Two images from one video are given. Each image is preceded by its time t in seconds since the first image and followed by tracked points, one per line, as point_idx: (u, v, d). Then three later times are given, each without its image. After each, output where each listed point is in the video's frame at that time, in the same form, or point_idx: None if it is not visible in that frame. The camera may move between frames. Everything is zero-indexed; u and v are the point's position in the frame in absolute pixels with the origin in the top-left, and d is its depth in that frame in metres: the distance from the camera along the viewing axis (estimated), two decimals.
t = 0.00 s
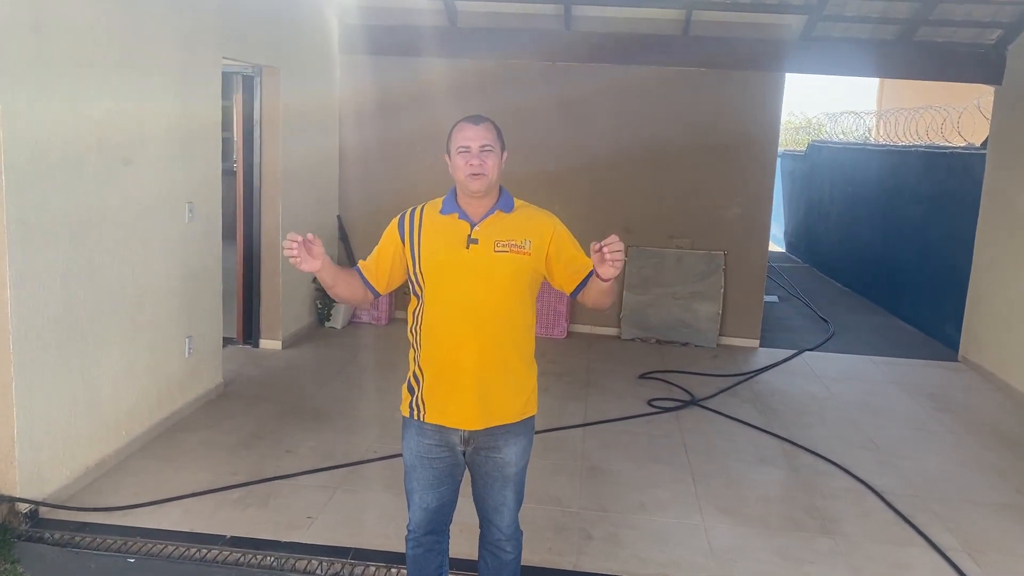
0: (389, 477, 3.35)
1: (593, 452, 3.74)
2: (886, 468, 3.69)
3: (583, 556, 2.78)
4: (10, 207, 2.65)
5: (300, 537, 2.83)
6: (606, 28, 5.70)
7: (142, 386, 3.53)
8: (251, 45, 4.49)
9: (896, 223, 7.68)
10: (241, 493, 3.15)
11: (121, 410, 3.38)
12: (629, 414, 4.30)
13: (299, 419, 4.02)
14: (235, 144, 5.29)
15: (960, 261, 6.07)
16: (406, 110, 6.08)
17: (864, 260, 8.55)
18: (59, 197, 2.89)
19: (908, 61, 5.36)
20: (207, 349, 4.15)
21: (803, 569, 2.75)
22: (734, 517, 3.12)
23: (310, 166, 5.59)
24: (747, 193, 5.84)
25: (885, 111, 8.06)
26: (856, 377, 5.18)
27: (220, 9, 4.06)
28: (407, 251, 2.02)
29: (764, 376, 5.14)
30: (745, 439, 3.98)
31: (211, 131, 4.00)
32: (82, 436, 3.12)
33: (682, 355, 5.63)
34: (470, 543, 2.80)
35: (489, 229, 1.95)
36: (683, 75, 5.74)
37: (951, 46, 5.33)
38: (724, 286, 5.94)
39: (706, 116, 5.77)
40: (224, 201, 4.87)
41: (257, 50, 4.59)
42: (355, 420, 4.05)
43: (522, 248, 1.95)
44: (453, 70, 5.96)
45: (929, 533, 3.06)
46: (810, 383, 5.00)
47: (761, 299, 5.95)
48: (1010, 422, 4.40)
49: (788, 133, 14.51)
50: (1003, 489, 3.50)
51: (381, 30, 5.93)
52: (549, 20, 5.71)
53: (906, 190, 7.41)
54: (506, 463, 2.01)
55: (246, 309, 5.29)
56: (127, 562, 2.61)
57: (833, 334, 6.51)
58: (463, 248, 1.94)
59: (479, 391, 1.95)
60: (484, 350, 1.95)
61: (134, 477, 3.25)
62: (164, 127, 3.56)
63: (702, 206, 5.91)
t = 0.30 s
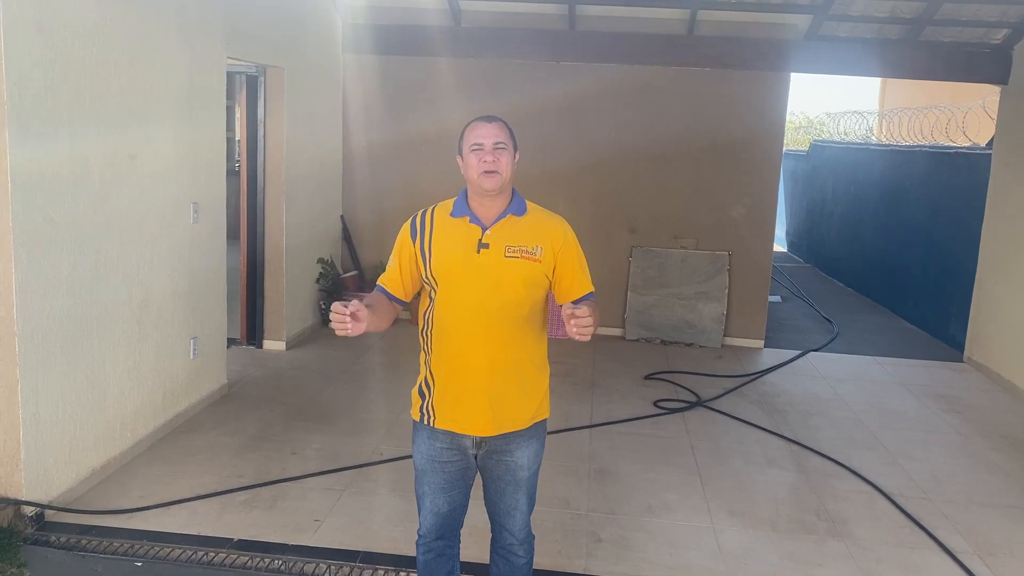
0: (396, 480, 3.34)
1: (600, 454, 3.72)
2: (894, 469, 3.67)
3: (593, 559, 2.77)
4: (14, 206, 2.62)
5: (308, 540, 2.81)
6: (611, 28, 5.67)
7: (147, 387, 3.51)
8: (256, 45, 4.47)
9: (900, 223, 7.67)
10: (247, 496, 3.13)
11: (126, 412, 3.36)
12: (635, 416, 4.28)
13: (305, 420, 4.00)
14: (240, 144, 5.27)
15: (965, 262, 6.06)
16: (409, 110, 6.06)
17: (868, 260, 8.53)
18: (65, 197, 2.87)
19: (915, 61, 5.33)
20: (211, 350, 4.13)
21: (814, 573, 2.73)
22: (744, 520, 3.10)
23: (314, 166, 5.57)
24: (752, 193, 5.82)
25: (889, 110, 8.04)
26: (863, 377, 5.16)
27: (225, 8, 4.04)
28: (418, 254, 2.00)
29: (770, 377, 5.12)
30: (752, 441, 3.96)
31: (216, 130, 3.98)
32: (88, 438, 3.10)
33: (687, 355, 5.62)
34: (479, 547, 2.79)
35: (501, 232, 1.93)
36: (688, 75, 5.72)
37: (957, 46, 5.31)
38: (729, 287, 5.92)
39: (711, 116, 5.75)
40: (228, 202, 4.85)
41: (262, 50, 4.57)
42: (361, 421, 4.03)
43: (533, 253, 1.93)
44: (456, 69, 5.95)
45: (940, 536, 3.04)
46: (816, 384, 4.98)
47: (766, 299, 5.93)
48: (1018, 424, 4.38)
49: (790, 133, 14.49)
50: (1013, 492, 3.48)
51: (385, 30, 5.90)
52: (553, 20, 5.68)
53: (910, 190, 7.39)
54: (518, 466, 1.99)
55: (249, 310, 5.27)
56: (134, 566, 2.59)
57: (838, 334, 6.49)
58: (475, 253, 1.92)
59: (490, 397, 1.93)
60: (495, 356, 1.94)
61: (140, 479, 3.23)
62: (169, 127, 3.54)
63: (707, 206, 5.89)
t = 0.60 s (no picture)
0: (401, 481, 3.32)
1: (605, 455, 3.71)
2: (899, 470, 3.67)
3: (600, 561, 2.75)
4: (18, 205, 2.61)
5: (314, 542, 2.79)
6: (613, 26, 5.65)
7: (150, 387, 3.50)
8: (257, 43, 4.44)
9: (901, 222, 7.66)
10: (252, 497, 3.12)
11: (130, 412, 3.34)
12: (638, 416, 4.27)
13: (308, 421, 3.98)
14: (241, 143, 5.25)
15: (967, 261, 6.05)
16: (411, 108, 6.04)
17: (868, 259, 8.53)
18: (68, 197, 2.85)
19: (917, 60, 5.32)
20: (214, 350, 4.11)
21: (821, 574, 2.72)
22: (751, 521, 3.09)
23: (315, 165, 5.55)
24: (755, 193, 5.81)
25: (890, 109, 8.03)
26: (866, 377, 5.15)
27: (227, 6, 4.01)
28: (428, 256, 1.97)
29: (773, 377, 5.11)
30: (757, 441, 3.95)
31: (218, 129, 3.96)
32: (91, 439, 3.08)
33: (690, 355, 5.61)
34: (486, 549, 2.77)
35: (511, 235, 1.91)
36: (691, 74, 5.71)
37: (960, 45, 5.29)
38: (731, 286, 5.91)
39: (713, 115, 5.74)
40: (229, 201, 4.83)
41: (264, 48, 4.54)
42: (364, 422, 4.02)
43: (544, 256, 1.91)
44: (457, 68, 5.93)
45: (946, 537, 3.03)
46: (820, 384, 4.97)
47: (768, 299, 5.93)
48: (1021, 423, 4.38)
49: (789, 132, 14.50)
50: (1018, 492, 3.47)
51: (386, 28, 5.88)
52: (555, 19, 5.66)
53: (911, 189, 7.39)
54: (528, 468, 1.97)
55: (251, 309, 5.25)
56: (139, 568, 2.57)
57: (839, 334, 6.48)
58: (486, 256, 1.90)
59: (500, 401, 1.92)
60: (505, 360, 1.92)
61: (143, 481, 3.21)
62: (172, 125, 3.52)
63: (709, 205, 5.88)
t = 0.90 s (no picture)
0: (402, 480, 3.32)
1: (606, 454, 3.71)
2: (900, 469, 3.67)
3: (602, 561, 2.75)
4: (17, 204, 2.58)
5: (315, 543, 2.78)
6: (613, 23, 5.64)
7: (150, 386, 3.48)
8: (256, 40, 4.42)
9: (899, 220, 7.66)
10: (252, 497, 3.11)
11: (129, 411, 3.33)
12: (638, 414, 4.27)
13: (308, 420, 3.97)
14: (240, 140, 5.23)
15: (966, 259, 6.06)
16: (410, 105, 6.03)
17: (866, 257, 8.55)
18: (67, 196, 2.83)
19: (918, 58, 5.31)
20: (213, 349, 4.09)
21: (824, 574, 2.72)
22: (752, 521, 3.09)
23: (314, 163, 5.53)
24: (754, 191, 5.81)
25: (888, 107, 8.03)
26: (865, 376, 5.16)
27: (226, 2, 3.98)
28: (433, 255, 1.96)
29: (772, 375, 5.11)
30: (757, 440, 3.96)
31: (218, 126, 3.94)
32: (90, 438, 3.06)
33: (689, 353, 5.61)
34: (488, 548, 2.77)
35: (517, 235, 1.90)
36: (691, 71, 5.70)
37: (960, 43, 5.28)
38: (730, 284, 5.91)
39: (713, 113, 5.74)
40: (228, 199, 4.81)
41: (263, 45, 4.52)
42: (364, 421, 4.01)
43: (549, 257, 1.90)
44: (456, 66, 5.91)
45: (948, 536, 3.04)
46: (819, 382, 4.98)
47: (767, 296, 5.93)
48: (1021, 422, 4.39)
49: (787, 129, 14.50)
50: (1019, 491, 3.48)
51: (385, 25, 5.85)
52: (555, 16, 5.64)
53: (909, 187, 7.40)
54: (534, 468, 1.97)
55: (249, 307, 5.23)
56: (140, 569, 2.56)
57: (838, 331, 6.49)
58: (491, 256, 1.89)
59: (504, 403, 1.91)
60: (510, 361, 1.92)
61: (142, 481, 3.20)
62: (171, 123, 3.50)
63: (709, 203, 5.87)
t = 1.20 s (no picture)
0: (399, 477, 3.31)
1: (603, 451, 3.71)
2: (897, 465, 3.68)
3: (600, 558, 2.75)
4: (11, 200, 2.56)
5: (313, 540, 2.77)
6: (610, 19, 5.62)
7: (145, 383, 3.46)
8: (252, 34, 4.39)
9: (895, 216, 7.67)
10: (249, 494, 3.10)
11: (124, 408, 3.31)
12: (635, 411, 4.27)
13: (305, 417, 3.96)
14: (236, 136, 5.20)
15: (962, 256, 6.07)
16: (406, 101, 6.00)
17: (861, 253, 8.56)
18: (61, 193, 2.80)
19: (915, 54, 5.30)
20: (209, 346, 4.08)
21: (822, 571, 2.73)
22: (750, 518, 3.10)
23: (310, 159, 5.51)
24: (751, 187, 5.81)
25: (884, 103, 8.04)
26: (861, 372, 5.17)
27: None
28: (435, 250, 1.96)
29: (769, 372, 5.12)
30: (754, 436, 3.96)
31: (213, 122, 3.91)
32: (86, 435, 3.04)
33: (685, 350, 5.61)
34: (486, 546, 2.76)
35: (521, 234, 1.89)
36: (688, 68, 5.69)
37: (957, 39, 5.28)
38: (727, 281, 5.91)
39: (710, 109, 5.73)
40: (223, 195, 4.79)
41: (259, 40, 4.49)
42: (361, 418, 4.00)
43: (552, 257, 1.90)
44: (452, 61, 5.89)
45: (945, 533, 3.05)
46: (815, 378, 4.99)
47: (763, 293, 5.93)
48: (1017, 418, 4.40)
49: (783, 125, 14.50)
50: (1016, 488, 3.49)
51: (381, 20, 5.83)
52: (552, 11, 5.63)
53: (905, 183, 7.40)
54: (532, 466, 1.96)
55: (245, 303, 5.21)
56: (136, 567, 2.55)
57: (834, 328, 6.51)
58: (494, 254, 1.88)
59: (502, 402, 1.90)
60: (509, 361, 1.91)
61: (139, 478, 3.18)
62: (167, 119, 3.47)
63: (706, 200, 5.87)
